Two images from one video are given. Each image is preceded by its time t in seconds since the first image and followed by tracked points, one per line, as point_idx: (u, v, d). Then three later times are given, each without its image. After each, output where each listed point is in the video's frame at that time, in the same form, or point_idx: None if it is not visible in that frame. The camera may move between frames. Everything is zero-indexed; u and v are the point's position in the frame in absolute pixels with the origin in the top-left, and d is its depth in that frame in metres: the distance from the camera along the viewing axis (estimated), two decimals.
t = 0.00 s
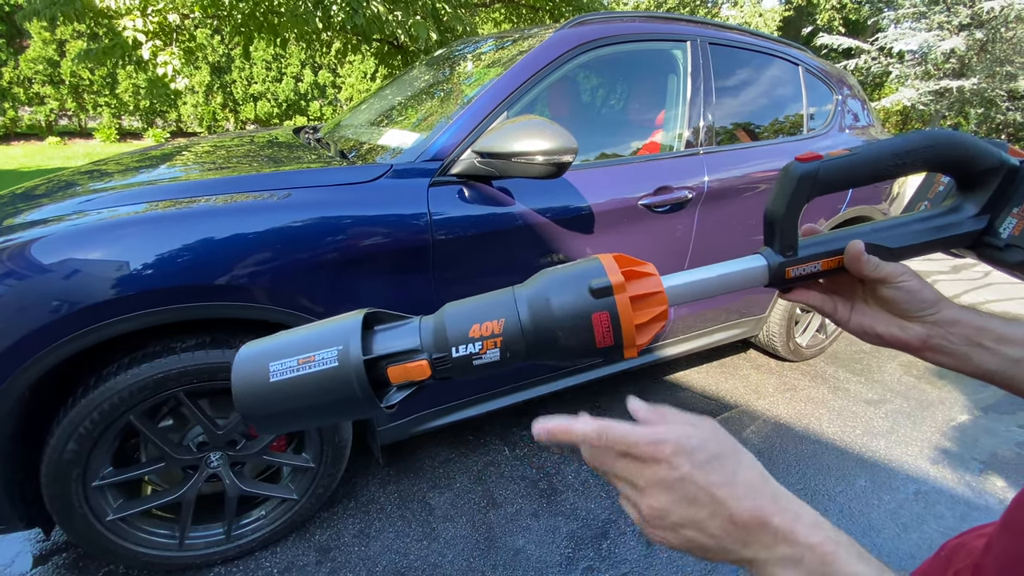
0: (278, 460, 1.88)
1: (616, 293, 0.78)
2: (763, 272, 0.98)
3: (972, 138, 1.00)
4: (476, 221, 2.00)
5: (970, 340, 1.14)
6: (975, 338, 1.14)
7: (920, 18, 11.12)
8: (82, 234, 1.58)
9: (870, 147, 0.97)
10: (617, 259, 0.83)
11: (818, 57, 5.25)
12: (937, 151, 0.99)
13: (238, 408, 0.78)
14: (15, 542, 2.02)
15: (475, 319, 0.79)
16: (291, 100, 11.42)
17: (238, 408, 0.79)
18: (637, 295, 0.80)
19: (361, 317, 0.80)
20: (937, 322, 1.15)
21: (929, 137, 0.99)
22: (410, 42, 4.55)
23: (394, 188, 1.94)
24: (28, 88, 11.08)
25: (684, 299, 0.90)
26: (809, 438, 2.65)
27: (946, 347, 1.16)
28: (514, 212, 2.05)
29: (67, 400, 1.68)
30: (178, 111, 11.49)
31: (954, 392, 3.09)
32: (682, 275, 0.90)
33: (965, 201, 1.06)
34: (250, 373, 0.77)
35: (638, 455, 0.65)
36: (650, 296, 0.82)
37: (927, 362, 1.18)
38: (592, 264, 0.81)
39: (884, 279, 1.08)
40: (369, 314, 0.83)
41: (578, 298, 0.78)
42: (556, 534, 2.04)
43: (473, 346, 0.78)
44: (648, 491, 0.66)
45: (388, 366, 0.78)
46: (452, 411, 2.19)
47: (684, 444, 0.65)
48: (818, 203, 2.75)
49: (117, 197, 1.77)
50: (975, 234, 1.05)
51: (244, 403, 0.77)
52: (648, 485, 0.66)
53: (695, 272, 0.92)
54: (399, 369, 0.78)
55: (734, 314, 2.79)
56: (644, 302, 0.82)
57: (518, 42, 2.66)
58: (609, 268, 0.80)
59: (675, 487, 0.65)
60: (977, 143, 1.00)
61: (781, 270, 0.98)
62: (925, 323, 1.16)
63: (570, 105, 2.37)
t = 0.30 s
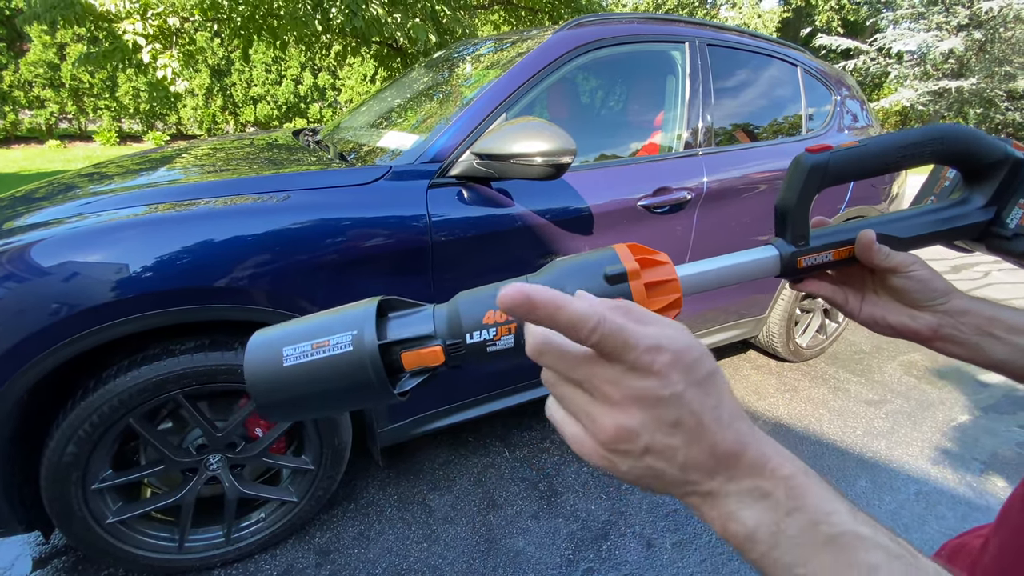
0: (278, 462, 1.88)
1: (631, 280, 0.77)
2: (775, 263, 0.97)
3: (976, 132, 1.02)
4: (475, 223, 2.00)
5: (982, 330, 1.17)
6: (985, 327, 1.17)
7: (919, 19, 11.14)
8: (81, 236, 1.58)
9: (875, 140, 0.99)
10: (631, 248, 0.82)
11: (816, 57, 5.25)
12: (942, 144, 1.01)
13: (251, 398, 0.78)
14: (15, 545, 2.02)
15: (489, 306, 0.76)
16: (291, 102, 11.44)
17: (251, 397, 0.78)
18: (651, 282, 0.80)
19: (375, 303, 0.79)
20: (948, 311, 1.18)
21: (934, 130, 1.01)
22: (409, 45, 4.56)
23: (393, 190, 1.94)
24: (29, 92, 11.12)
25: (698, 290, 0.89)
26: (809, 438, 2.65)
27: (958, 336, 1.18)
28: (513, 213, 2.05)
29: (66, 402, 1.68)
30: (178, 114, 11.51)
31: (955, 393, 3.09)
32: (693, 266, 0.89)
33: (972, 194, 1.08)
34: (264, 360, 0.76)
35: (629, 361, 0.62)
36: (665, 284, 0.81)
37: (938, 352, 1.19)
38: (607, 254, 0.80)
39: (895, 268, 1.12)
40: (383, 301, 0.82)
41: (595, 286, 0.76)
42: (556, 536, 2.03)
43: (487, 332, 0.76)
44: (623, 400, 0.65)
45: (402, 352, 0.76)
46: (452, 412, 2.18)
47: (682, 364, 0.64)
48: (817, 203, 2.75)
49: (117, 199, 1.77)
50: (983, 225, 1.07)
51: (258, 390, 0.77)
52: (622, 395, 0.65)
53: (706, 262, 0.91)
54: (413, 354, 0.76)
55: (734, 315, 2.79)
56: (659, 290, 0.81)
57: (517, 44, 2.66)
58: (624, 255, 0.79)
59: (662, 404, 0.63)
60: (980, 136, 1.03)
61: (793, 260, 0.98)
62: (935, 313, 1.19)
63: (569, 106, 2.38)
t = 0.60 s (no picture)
0: (279, 464, 1.88)
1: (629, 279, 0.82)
2: (773, 262, 0.99)
3: (975, 132, 1.04)
4: (476, 225, 2.00)
5: (979, 329, 1.19)
6: (982, 327, 1.19)
7: (920, 20, 11.14)
8: (84, 238, 1.59)
9: (878, 139, 1.01)
10: (629, 247, 0.87)
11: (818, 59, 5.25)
12: (944, 144, 1.03)
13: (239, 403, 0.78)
14: (17, 547, 2.03)
15: (485, 306, 0.80)
16: (293, 105, 11.46)
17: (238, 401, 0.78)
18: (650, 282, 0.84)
19: (366, 305, 0.80)
20: (946, 312, 1.21)
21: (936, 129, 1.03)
22: (410, 47, 4.57)
23: (394, 192, 1.95)
24: (32, 95, 11.17)
25: (697, 290, 0.92)
26: (810, 440, 2.64)
27: (955, 336, 1.21)
28: (514, 214, 2.06)
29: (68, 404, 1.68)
30: (180, 117, 11.54)
31: (957, 394, 3.08)
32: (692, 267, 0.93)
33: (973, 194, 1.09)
34: (254, 362, 0.77)
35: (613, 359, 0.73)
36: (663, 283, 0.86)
37: (936, 351, 1.23)
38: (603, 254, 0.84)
39: (892, 268, 1.14)
40: (374, 302, 0.83)
41: (592, 285, 0.81)
42: (556, 538, 2.03)
43: (483, 333, 0.79)
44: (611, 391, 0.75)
45: (395, 354, 0.78)
46: (450, 415, 2.18)
47: (657, 357, 0.74)
48: (818, 205, 2.75)
49: (119, 201, 1.78)
50: (980, 225, 1.08)
51: (247, 393, 0.77)
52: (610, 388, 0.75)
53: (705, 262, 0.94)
54: (406, 357, 0.78)
55: (735, 316, 2.79)
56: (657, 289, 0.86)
57: (518, 46, 2.67)
58: (621, 256, 0.84)
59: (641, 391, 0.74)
60: (980, 136, 1.04)
61: (792, 259, 1.00)
62: (933, 313, 1.22)
63: (569, 108, 2.39)
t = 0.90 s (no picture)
0: (281, 465, 1.89)
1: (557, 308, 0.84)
2: (702, 287, 0.96)
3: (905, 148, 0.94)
4: (478, 227, 2.01)
5: (916, 346, 1.13)
6: (918, 344, 1.12)
7: (924, 21, 11.12)
8: (89, 240, 1.60)
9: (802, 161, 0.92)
10: (566, 275, 0.87)
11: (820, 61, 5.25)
12: (874, 161, 0.93)
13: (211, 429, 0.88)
14: (22, 547, 2.04)
15: (430, 337, 0.86)
16: (296, 107, 11.50)
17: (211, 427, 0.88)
18: (578, 310, 0.84)
19: (324, 338, 0.89)
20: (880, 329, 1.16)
21: (862, 148, 0.93)
22: (414, 49, 4.58)
23: (396, 194, 1.96)
24: (37, 97, 11.24)
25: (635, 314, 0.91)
26: (813, 443, 2.64)
27: (891, 354, 1.15)
28: (516, 216, 2.06)
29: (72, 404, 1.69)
30: (184, 119, 11.59)
31: (960, 397, 3.07)
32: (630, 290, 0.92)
33: (908, 210, 0.99)
34: (223, 392, 0.87)
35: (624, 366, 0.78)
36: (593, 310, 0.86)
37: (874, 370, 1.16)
38: (540, 282, 0.87)
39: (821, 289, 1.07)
40: (335, 334, 0.92)
41: (523, 315, 0.84)
42: (558, 539, 2.04)
43: (427, 362, 0.85)
44: (623, 395, 0.79)
45: (349, 383, 0.86)
46: (453, 416, 2.19)
47: (664, 363, 0.78)
48: (820, 206, 2.76)
49: (123, 203, 1.79)
50: (915, 242, 0.98)
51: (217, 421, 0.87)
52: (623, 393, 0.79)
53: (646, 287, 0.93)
54: (359, 386, 0.86)
55: (739, 318, 2.78)
56: (589, 315, 0.86)
57: (520, 48, 2.68)
58: (554, 285, 0.85)
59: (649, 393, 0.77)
60: (910, 152, 0.95)
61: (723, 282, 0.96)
62: (867, 331, 1.16)
63: (571, 110, 2.39)
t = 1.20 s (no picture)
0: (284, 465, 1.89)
1: (477, 342, 0.87)
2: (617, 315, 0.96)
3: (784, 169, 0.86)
4: (481, 228, 2.02)
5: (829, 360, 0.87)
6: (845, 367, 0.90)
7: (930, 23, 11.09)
8: (95, 240, 1.62)
9: (691, 192, 0.85)
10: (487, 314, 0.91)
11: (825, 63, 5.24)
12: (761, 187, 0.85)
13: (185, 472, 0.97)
14: (26, 543, 2.06)
15: (369, 377, 0.93)
16: (301, 108, 11.55)
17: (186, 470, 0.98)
18: (497, 342, 0.88)
19: (280, 386, 0.97)
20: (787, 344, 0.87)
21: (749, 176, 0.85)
22: (418, 51, 4.60)
23: (399, 195, 1.97)
24: (44, 97, 11.32)
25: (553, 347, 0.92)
26: (816, 445, 2.64)
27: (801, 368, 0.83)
28: (518, 218, 2.07)
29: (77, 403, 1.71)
30: (189, 119, 11.65)
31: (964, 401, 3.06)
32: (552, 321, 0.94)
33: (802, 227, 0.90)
34: (195, 439, 0.97)
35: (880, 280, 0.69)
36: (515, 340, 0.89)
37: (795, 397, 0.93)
38: (464, 322, 0.90)
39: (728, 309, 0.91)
40: (290, 383, 1.01)
41: (448, 351, 0.88)
42: (559, 540, 2.04)
43: (366, 401, 0.92)
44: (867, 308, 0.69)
45: (297, 425, 0.94)
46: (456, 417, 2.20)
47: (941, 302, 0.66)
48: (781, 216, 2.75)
49: (129, 204, 1.80)
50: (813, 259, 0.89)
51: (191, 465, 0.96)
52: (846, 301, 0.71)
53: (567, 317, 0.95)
54: (306, 426, 0.93)
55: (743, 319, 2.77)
56: (511, 348, 0.89)
57: (524, 50, 2.69)
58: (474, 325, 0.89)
59: (914, 318, 0.65)
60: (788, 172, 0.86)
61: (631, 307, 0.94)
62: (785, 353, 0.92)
63: (575, 112, 2.40)
